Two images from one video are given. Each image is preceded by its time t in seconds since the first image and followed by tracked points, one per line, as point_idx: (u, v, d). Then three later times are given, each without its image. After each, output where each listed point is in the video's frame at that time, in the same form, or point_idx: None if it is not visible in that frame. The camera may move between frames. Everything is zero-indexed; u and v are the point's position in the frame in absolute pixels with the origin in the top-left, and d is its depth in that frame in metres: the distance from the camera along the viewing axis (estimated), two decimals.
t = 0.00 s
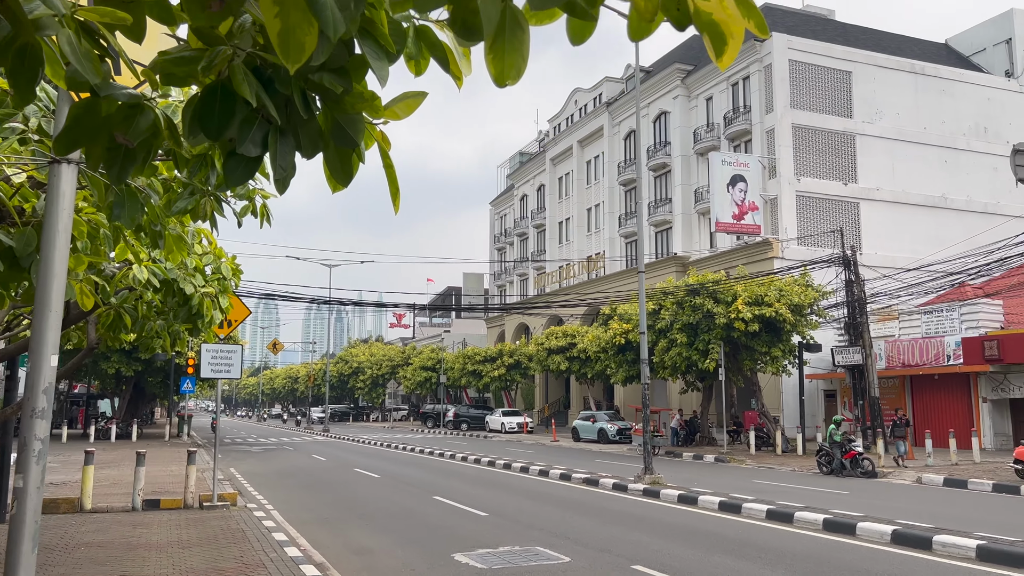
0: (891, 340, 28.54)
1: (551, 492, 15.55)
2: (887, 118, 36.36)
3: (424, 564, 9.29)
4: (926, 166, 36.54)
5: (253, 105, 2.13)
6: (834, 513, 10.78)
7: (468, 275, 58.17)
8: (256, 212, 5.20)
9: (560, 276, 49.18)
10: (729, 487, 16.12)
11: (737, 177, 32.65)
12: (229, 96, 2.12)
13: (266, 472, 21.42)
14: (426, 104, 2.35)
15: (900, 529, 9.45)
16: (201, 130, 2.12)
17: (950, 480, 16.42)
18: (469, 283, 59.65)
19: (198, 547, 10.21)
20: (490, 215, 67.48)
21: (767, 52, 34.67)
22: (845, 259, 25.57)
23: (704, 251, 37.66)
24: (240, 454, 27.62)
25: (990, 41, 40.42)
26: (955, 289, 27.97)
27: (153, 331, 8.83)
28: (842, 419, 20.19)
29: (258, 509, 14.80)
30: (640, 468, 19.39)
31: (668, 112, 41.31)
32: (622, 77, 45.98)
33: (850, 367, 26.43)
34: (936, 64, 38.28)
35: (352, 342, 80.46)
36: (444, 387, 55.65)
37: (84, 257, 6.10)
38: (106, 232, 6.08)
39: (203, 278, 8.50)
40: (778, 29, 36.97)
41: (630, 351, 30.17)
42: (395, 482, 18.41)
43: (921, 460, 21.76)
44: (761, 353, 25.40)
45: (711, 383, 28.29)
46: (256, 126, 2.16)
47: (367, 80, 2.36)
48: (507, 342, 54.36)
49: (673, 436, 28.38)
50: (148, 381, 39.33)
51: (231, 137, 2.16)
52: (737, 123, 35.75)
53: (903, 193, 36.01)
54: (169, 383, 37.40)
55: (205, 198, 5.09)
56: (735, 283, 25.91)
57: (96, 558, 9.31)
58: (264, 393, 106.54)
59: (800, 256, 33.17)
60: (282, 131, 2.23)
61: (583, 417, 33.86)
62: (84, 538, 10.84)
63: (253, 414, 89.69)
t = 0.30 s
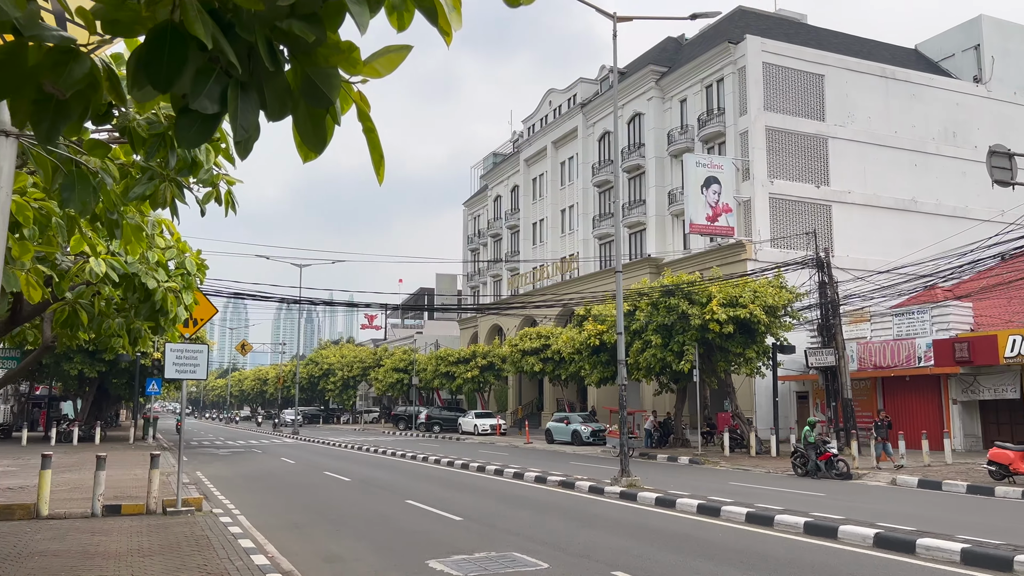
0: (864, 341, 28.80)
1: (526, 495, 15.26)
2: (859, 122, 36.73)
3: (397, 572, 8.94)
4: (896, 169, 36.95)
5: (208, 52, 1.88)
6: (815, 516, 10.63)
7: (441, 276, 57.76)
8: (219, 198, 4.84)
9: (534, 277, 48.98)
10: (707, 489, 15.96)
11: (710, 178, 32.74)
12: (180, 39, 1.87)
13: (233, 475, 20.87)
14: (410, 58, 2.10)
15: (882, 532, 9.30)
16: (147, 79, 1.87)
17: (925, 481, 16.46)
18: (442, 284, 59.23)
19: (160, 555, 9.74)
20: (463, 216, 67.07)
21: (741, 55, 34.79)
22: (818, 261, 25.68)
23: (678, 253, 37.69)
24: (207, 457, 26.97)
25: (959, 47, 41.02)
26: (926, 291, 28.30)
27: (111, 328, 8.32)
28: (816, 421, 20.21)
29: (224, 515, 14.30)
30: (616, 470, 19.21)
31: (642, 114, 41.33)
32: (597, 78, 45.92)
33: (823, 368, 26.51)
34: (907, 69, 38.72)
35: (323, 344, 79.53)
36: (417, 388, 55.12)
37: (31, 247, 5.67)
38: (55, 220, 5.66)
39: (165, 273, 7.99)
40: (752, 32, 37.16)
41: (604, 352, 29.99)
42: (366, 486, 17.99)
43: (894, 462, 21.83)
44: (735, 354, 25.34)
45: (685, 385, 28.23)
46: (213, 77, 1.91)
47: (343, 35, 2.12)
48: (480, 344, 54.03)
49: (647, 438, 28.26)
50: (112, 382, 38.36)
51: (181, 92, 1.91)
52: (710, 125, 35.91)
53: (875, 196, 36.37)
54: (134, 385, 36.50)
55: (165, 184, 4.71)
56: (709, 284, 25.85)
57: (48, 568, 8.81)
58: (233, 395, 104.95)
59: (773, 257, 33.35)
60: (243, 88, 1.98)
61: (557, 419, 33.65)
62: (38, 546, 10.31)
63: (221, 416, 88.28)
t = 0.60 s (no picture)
0: (838, 343, 28.98)
1: (503, 499, 14.95)
2: (833, 125, 37.01)
3: None
4: (869, 172, 37.30)
5: None
6: (798, 520, 10.45)
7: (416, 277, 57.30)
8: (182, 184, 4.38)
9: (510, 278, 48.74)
10: (684, 492, 15.79)
11: (687, 180, 32.77)
12: None
13: (200, 479, 20.30)
14: None
15: (867, 537, 9.14)
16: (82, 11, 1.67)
17: (902, 483, 16.43)
18: (416, 284, 58.75)
19: (120, 565, 9.28)
20: (438, 217, 66.56)
21: (718, 57, 34.85)
22: (794, 263, 25.73)
23: (654, 254, 37.65)
24: (174, 460, 26.29)
25: (931, 52, 41.40)
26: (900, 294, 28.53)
27: (68, 325, 7.81)
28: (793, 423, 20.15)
29: (191, 521, 13.80)
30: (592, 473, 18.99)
31: (619, 115, 41.25)
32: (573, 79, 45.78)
33: (799, 371, 26.48)
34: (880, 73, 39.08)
35: (295, 345, 78.55)
36: (390, 390, 54.53)
37: None
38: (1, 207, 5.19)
39: (127, 267, 7.47)
40: (729, 34, 37.23)
41: (581, 354, 29.76)
42: (338, 490, 17.54)
43: (869, 464, 21.86)
44: (711, 356, 25.23)
45: (661, 387, 28.10)
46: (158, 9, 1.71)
47: None
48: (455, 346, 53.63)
49: (623, 440, 28.10)
50: (77, 384, 37.37)
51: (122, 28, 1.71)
52: (686, 127, 35.98)
53: (849, 200, 36.64)
54: (100, 386, 35.56)
55: (119, 168, 4.25)
56: (686, 285, 25.70)
57: None
58: (203, 398, 103.33)
59: (747, 259, 33.52)
60: (194, 25, 1.77)
61: (532, 421, 33.37)
62: None
63: (190, 419, 86.83)
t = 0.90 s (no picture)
0: (816, 346, 29.09)
1: (482, 505, 14.65)
2: (810, 129, 37.22)
3: None
4: (846, 176, 37.59)
5: None
6: (785, 526, 10.27)
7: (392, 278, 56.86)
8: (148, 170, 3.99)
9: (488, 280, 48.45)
10: (665, 496, 15.61)
11: (665, 182, 32.71)
12: None
13: (170, 484, 19.76)
14: None
15: (856, 543, 8.97)
16: None
17: (884, 487, 16.40)
18: (393, 286, 58.28)
19: None
20: (415, 218, 66.05)
21: (697, 60, 34.90)
22: (773, 266, 25.74)
23: (632, 256, 37.59)
24: (144, 464, 25.64)
25: (907, 58, 41.73)
26: (877, 297, 28.67)
27: (27, 324, 7.34)
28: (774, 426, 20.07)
29: (159, 529, 13.30)
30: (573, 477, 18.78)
31: (598, 117, 41.12)
32: (552, 80, 45.61)
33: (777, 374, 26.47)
34: (857, 78, 39.37)
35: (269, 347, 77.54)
36: (366, 393, 53.92)
37: None
38: None
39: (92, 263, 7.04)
40: (708, 37, 37.26)
41: (560, 356, 29.53)
42: (313, 495, 17.10)
43: (848, 467, 21.85)
44: (691, 359, 25.10)
45: (639, 389, 27.96)
46: None
47: None
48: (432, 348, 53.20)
49: (603, 443, 27.91)
50: (44, 387, 36.41)
51: None
52: (665, 130, 36.01)
53: (826, 203, 36.86)
54: (67, 389, 34.65)
55: (76, 151, 3.86)
56: (666, 288, 25.49)
57: None
58: (175, 400, 101.68)
59: (725, 262, 33.57)
60: None
61: (510, 425, 33.08)
62: None
63: (161, 422, 85.42)
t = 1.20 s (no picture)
0: (798, 349, 29.19)
1: (467, 509, 14.34)
2: (792, 132, 37.39)
3: None
4: (827, 180, 37.80)
5: None
6: (778, 530, 10.09)
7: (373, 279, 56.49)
8: (120, 150, 3.71)
9: (470, 281, 48.17)
10: (651, 499, 15.39)
11: (649, 184, 32.60)
12: None
13: (145, 488, 19.23)
14: None
15: (853, 548, 8.80)
16: None
17: (870, 490, 16.38)
18: (373, 287, 57.84)
19: None
20: (396, 219, 65.58)
21: (680, 62, 34.89)
22: (757, 267, 25.72)
23: (615, 258, 37.50)
24: (118, 467, 25.02)
25: (886, 63, 42.15)
26: (859, 300, 28.84)
27: None
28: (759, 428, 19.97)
29: (133, 534, 12.86)
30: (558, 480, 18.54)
31: (581, 119, 40.99)
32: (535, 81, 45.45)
33: (760, 376, 26.44)
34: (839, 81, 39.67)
35: (247, 349, 76.65)
36: (345, 396, 53.35)
37: None
38: None
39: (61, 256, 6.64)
40: (691, 40, 37.26)
41: (543, 359, 29.29)
42: (292, 499, 16.71)
43: (832, 469, 21.79)
44: (675, 361, 24.95)
45: (622, 392, 27.78)
46: None
47: None
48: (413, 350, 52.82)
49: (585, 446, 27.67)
50: (15, 388, 35.56)
51: None
52: (648, 132, 35.97)
53: (807, 206, 37.02)
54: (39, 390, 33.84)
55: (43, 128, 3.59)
56: (650, 289, 25.29)
57: None
58: (150, 403, 100.23)
59: (708, 264, 33.55)
60: None
61: (492, 427, 32.80)
62: None
63: (136, 425, 84.09)
